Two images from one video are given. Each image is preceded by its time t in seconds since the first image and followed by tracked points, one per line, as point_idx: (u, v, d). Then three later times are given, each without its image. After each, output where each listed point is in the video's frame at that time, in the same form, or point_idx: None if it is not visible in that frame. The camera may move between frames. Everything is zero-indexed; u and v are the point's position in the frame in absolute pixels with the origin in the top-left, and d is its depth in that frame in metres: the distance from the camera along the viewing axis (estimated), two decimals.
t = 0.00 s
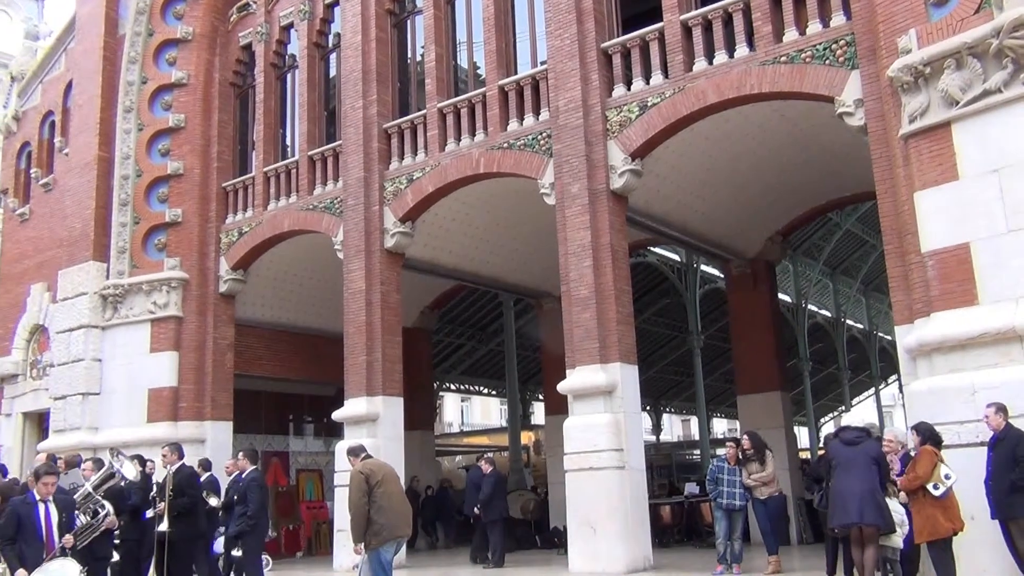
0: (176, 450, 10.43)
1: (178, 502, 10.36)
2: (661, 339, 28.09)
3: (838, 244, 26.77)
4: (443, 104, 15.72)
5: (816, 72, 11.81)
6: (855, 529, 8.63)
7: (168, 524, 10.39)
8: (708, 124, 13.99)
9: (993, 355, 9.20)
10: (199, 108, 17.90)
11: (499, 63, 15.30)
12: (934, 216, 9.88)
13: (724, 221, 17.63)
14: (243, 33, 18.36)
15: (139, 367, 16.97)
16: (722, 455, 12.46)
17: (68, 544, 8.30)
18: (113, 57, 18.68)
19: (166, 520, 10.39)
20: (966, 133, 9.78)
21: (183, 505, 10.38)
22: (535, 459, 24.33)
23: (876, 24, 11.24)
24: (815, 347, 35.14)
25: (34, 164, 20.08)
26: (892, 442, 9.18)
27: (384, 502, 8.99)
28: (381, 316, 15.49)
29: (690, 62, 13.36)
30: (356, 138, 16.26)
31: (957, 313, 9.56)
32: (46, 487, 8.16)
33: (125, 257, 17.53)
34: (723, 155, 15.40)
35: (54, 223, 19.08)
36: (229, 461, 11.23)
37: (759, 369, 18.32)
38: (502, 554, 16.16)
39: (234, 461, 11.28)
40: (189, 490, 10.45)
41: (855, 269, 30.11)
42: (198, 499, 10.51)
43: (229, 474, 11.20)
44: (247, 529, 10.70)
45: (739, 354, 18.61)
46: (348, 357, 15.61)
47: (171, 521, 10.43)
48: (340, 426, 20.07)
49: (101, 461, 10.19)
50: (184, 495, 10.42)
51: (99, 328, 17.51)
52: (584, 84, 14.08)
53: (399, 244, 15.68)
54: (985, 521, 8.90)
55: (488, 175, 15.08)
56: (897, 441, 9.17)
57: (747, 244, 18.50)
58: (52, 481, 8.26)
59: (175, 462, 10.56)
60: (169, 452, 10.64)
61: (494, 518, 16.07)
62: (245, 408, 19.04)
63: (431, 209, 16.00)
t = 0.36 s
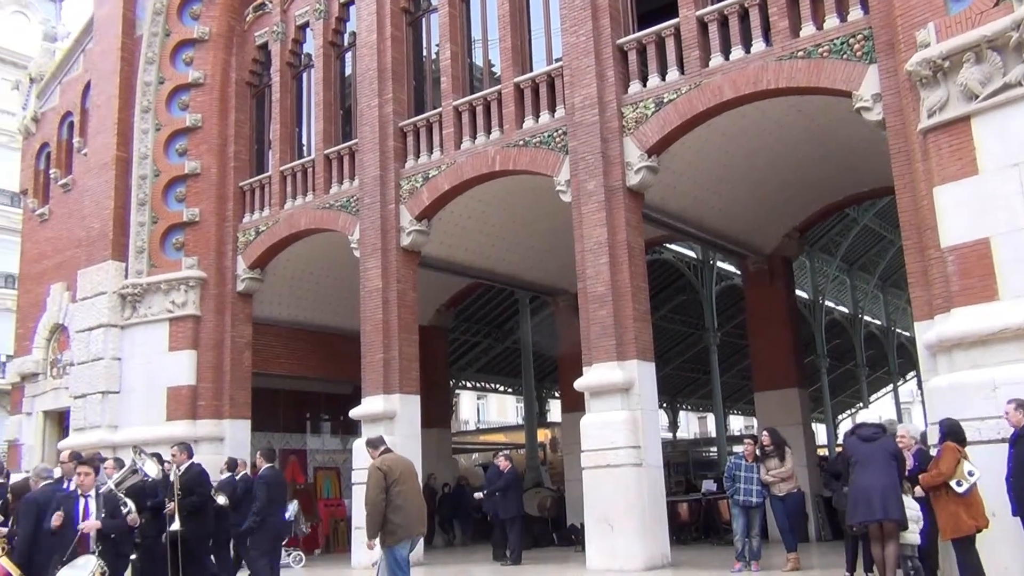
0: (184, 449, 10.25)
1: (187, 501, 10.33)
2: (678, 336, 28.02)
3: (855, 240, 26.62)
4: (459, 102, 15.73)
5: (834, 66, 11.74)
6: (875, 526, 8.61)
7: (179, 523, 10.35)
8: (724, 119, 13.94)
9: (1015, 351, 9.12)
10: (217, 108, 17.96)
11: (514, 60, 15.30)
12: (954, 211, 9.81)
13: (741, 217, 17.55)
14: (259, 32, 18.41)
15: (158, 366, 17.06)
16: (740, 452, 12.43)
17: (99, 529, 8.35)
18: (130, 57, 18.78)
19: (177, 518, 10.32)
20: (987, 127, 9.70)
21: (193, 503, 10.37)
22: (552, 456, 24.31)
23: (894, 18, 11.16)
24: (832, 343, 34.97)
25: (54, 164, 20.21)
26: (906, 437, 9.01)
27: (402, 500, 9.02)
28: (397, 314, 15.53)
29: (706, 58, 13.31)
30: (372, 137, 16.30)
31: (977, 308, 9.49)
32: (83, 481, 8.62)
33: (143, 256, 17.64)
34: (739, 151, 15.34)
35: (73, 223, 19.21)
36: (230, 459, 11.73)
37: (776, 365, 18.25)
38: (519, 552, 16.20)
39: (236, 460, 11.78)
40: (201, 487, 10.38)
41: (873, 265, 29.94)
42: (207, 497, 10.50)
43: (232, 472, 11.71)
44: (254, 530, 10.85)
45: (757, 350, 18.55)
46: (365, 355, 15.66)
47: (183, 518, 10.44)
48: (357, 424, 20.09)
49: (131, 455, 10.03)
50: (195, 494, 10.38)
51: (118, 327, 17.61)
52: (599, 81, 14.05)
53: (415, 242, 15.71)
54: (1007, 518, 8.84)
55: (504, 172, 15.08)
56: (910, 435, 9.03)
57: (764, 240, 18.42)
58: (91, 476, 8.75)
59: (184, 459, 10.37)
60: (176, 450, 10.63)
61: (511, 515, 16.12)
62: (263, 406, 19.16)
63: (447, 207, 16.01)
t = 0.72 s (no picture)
0: (197, 442, 10.09)
1: (200, 490, 10.20)
2: (698, 327, 27.93)
3: (878, 231, 26.43)
4: (478, 94, 15.72)
5: (856, 55, 11.64)
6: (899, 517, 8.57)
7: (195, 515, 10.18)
8: (745, 109, 13.86)
9: None
10: (237, 102, 18.01)
11: (533, 52, 15.28)
12: (979, 200, 9.72)
13: (763, 207, 17.44)
14: (278, 27, 18.44)
15: (181, 359, 17.18)
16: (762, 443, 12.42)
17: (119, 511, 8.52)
18: (151, 52, 18.87)
19: (190, 508, 10.02)
20: (1012, 114, 9.59)
21: (205, 493, 10.25)
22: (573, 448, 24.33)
23: (917, 5, 11.05)
24: (854, 334, 34.78)
25: (77, 160, 20.36)
26: (926, 428, 8.98)
27: (422, 492, 9.07)
28: (418, 307, 15.58)
29: (727, 47, 13.23)
30: (392, 130, 16.33)
31: (1003, 298, 9.40)
32: (116, 471, 8.87)
33: (166, 250, 17.69)
34: (760, 141, 15.25)
35: (97, 218, 19.36)
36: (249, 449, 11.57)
37: (797, 356, 18.16)
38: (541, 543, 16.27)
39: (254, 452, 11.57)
40: (214, 478, 10.31)
41: (895, 256, 29.72)
42: (220, 488, 10.36)
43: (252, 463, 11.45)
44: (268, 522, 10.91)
45: (778, 342, 18.46)
46: (386, 348, 15.72)
47: (196, 509, 10.22)
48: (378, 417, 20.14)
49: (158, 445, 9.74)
50: (208, 484, 10.28)
51: (142, 320, 17.72)
52: (619, 72, 14.00)
53: (436, 235, 15.74)
54: None
55: (523, 164, 15.06)
56: (932, 426, 8.99)
57: (785, 231, 18.31)
58: (128, 465, 8.98)
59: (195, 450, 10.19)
60: (190, 442, 10.53)
61: (532, 507, 16.17)
62: (285, 399, 19.26)
63: (467, 199, 16.02)
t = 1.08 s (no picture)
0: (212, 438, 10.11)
1: (218, 487, 10.20)
2: (721, 323, 27.80)
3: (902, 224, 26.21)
4: (499, 90, 15.72)
5: (880, 46, 11.53)
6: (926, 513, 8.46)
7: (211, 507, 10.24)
8: (768, 103, 13.78)
9: None
10: (259, 100, 18.06)
11: (553, 47, 15.25)
12: (1006, 193, 9.64)
13: (786, 201, 17.33)
14: (299, 25, 18.49)
15: (205, 356, 17.28)
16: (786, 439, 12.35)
17: (148, 502, 8.70)
18: (174, 52, 18.99)
19: (208, 504, 10.12)
20: None
21: (222, 490, 10.26)
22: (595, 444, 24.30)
23: None
24: (878, 329, 34.51)
25: (101, 159, 20.52)
26: (960, 423, 8.76)
27: (441, 487, 9.07)
28: (439, 304, 15.61)
29: (749, 40, 13.15)
30: (412, 127, 16.36)
31: None
32: (142, 467, 8.97)
33: (189, 248, 17.83)
34: (782, 134, 15.15)
35: (121, 217, 19.52)
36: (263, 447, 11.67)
37: (821, 351, 18.05)
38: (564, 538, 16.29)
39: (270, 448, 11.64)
40: (230, 474, 10.29)
41: (920, 250, 29.45)
42: (237, 485, 10.37)
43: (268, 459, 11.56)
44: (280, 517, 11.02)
45: (802, 336, 18.35)
46: (408, 344, 15.76)
47: (214, 505, 10.29)
48: (400, 413, 20.18)
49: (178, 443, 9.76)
50: (224, 479, 10.23)
51: (166, 318, 17.84)
52: (640, 66, 13.95)
53: (457, 231, 15.77)
54: None
55: (544, 160, 15.05)
56: (964, 421, 8.78)
57: (807, 224, 18.19)
58: (152, 461, 9.10)
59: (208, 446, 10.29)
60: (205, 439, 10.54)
61: (554, 503, 16.19)
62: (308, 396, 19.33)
63: (488, 195, 16.02)
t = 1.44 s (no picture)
0: (235, 431, 10.12)
1: (240, 481, 10.18)
2: (748, 314, 27.62)
3: (932, 213, 25.89)
4: (523, 83, 15.70)
5: (910, 33, 11.38)
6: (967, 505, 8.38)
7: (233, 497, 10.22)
8: (795, 91, 13.66)
9: None
10: (285, 96, 18.12)
11: (578, 39, 15.21)
12: None
13: (814, 190, 17.17)
14: (324, 20, 18.51)
15: (234, 351, 17.40)
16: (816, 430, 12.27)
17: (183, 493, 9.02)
18: (201, 49, 19.12)
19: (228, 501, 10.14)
20: None
21: (245, 485, 10.22)
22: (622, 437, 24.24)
23: None
24: (909, 319, 34.17)
25: (131, 156, 20.71)
26: (1005, 414, 8.67)
27: (473, 480, 9.16)
28: (466, 297, 15.65)
29: (775, 29, 13.05)
30: (437, 120, 16.38)
31: None
32: (165, 465, 9.34)
33: (218, 244, 17.92)
34: (810, 123, 15.02)
35: (151, 214, 19.68)
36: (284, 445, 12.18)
37: (850, 342, 17.90)
38: (592, 530, 16.32)
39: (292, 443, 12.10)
40: (253, 469, 10.25)
41: (951, 239, 29.09)
42: (259, 480, 10.33)
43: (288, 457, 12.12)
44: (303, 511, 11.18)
45: (831, 327, 18.20)
46: (435, 338, 15.82)
47: (237, 501, 10.30)
48: (428, 406, 20.24)
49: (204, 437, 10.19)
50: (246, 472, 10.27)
51: (196, 313, 17.98)
52: (665, 57, 13.87)
53: (483, 225, 15.79)
54: None
55: (570, 152, 15.02)
56: (1010, 412, 8.69)
57: (836, 214, 18.02)
58: (175, 458, 9.46)
59: (234, 440, 10.27)
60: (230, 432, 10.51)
61: (583, 495, 16.20)
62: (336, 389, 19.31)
63: (514, 187, 16.03)
